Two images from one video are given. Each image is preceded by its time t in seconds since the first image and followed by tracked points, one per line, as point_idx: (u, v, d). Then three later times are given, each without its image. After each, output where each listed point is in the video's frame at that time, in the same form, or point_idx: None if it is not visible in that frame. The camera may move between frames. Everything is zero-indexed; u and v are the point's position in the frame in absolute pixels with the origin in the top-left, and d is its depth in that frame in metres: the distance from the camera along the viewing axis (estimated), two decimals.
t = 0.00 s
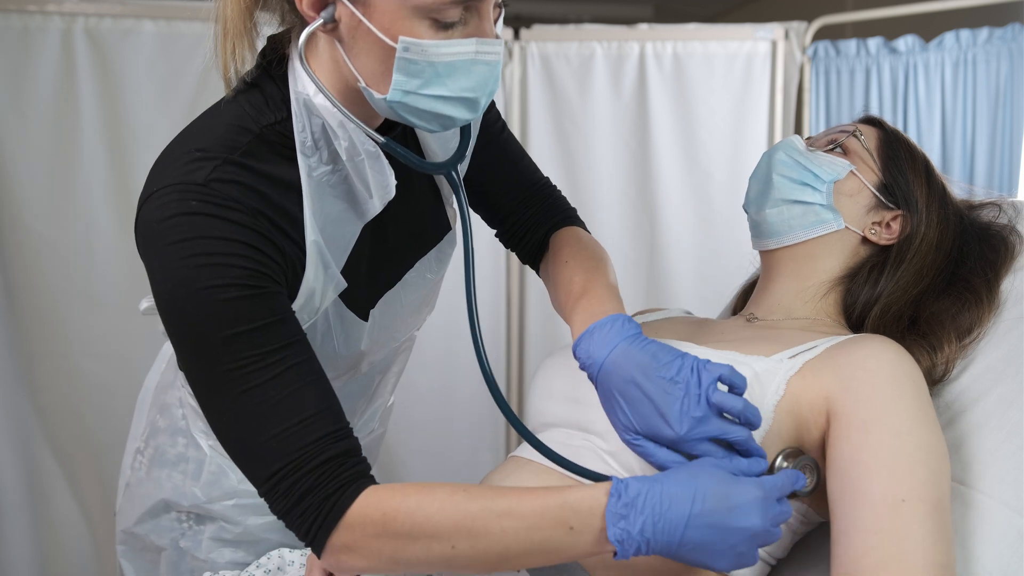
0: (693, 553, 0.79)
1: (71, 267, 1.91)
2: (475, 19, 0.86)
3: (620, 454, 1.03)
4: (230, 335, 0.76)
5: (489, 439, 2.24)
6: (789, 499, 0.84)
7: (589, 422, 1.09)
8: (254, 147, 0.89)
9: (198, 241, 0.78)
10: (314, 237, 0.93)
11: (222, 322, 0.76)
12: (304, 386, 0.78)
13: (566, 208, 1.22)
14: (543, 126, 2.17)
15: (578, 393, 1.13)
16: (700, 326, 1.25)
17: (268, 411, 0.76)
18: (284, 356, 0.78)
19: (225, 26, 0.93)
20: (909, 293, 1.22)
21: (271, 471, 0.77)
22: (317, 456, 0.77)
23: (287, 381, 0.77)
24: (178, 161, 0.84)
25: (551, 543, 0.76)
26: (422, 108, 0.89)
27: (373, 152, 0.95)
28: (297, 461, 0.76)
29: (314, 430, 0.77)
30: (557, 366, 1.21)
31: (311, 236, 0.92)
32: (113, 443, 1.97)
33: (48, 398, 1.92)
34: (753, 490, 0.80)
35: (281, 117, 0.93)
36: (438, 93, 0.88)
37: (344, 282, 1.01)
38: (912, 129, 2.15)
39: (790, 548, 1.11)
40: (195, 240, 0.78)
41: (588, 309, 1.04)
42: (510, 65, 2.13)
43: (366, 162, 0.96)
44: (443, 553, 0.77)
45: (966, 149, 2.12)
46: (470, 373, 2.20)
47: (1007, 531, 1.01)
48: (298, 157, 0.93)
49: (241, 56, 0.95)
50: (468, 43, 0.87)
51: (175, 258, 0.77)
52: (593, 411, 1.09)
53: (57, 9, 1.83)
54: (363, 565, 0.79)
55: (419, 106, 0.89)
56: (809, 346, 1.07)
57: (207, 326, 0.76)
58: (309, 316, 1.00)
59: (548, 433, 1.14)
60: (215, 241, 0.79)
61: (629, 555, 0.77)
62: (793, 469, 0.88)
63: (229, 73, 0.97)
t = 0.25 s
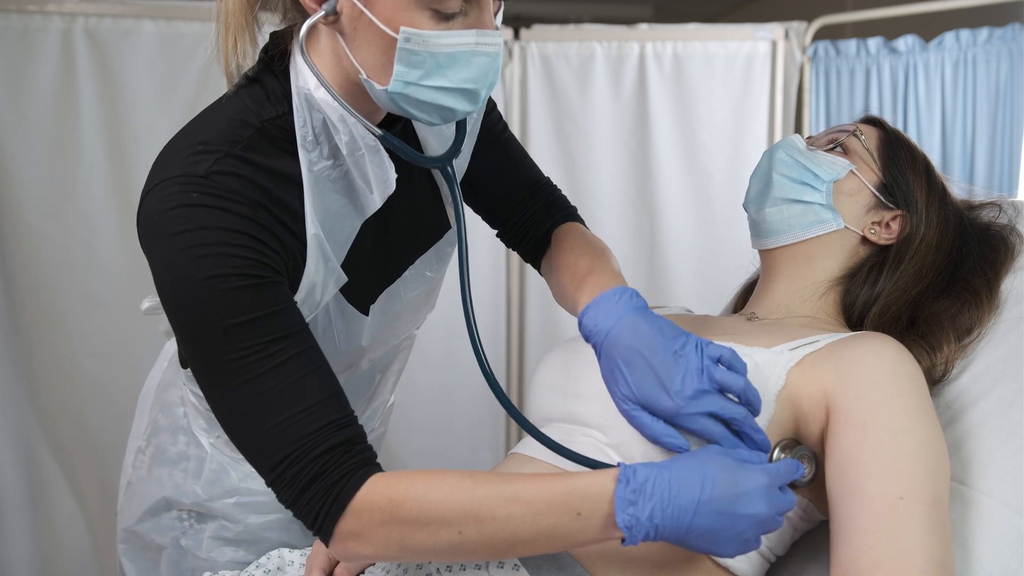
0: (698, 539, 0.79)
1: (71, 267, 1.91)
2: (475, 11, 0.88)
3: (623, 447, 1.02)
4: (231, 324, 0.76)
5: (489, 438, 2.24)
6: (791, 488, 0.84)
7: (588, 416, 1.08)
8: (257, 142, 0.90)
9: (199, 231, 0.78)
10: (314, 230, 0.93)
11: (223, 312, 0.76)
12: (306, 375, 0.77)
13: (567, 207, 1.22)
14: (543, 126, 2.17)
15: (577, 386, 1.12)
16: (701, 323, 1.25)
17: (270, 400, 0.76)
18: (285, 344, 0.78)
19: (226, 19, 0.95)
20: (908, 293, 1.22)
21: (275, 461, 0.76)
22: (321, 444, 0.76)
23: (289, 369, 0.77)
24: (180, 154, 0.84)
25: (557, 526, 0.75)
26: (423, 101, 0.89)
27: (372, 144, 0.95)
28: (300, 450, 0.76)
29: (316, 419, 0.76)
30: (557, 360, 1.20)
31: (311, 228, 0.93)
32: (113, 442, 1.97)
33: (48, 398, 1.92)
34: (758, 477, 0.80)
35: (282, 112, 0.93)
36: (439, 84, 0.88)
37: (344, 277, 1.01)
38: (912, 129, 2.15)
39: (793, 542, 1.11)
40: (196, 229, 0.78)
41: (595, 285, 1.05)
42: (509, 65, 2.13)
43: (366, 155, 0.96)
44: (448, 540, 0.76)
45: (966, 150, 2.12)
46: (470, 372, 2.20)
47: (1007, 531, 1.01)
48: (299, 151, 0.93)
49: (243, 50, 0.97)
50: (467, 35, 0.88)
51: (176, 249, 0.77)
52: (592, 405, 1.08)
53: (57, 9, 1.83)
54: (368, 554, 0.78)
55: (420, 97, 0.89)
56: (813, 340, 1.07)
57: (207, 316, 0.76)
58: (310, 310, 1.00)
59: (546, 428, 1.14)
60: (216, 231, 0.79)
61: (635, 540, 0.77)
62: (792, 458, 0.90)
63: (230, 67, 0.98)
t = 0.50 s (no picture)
0: (704, 535, 0.79)
1: (70, 267, 1.91)
2: (480, 8, 0.89)
3: (627, 441, 1.02)
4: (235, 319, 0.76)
5: (489, 438, 2.24)
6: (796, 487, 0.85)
7: (591, 410, 1.07)
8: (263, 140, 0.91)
9: (204, 227, 0.78)
10: (319, 226, 0.94)
11: (227, 307, 0.76)
12: (310, 369, 0.77)
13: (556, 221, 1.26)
14: (544, 125, 2.17)
15: (578, 381, 1.12)
16: (702, 321, 1.25)
17: (275, 395, 0.76)
18: (290, 338, 0.78)
19: (234, 15, 0.95)
20: (908, 293, 1.22)
21: (280, 455, 0.76)
22: (327, 437, 0.76)
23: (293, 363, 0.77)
24: (184, 151, 0.85)
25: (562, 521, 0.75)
26: (428, 97, 0.90)
27: (375, 139, 0.96)
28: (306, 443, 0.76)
29: (322, 412, 0.76)
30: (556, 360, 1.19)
31: (316, 224, 0.93)
32: (113, 442, 1.97)
33: (48, 398, 1.92)
34: (765, 474, 0.81)
35: (286, 108, 0.94)
36: (443, 80, 0.88)
37: (346, 275, 1.00)
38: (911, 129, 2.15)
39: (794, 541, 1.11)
40: (200, 224, 0.78)
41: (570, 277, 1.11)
42: (510, 65, 2.13)
43: (371, 151, 0.97)
44: (454, 533, 0.76)
45: (966, 150, 2.12)
46: (470, 372, 2.20)
47: (1008, 531, 1.01)
48: (303, 147, 0.94)
49: (250, 47, 0.96)
50: (472, 32, 0.88)
51: (180, 244, 0.77)
52: (595, 400, 1.08)
53: (57, 9, 1.83)
54: (374, 546, 0.78)
55: (424, 94, 0.89)
56: (816, 338, 1.08)
57: (211, 311, 0.76)
58: (313, 307, 0.99)
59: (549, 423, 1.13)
60: (219, 226, 0.79)
61: (641, 536, 0.76)
62: (799, 458, 0.91)
63: (237, 65, 0.97)
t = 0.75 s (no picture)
0: (708, 526, 0.79)
1: (71, 266, 1.91)
2: (482, 9, 0.89)
3: (627, 436, 1.03)
4: (235, 316, 0.76)
5: (489, 438, 2.24)
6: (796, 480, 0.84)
7: (591, 405, 1.08)
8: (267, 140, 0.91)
9: (204, 224, 0.78)
10: (319, 225, 0.94)
11: (227, 304, 0.76)
12: (311, 365, 0.77)
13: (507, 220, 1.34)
14: (543, 125, 2.17)
15: (579, 376, 1.12)
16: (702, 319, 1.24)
17: (276, 392, 0.76)
18: (290, 335, 0.78)
19: (235, 13, 0.94)
20: (908, 294, 1.22)
21: (282, 452, 0.76)
22: (328, 434, 0.76)
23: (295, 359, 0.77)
24: (184, 149, 0.85)
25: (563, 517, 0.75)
26: (429, 98, 0.90)
27: (375, 138, 0.96)
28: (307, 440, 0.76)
29: (323, 408, 0.76)
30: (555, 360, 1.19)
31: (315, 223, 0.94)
32: (113, 442, 1.97)
33: (48, 398, 1.92)
34: (767, 467, 0.81)
35: (286, 108, 0.94)
36: (444, 81, 0.89)
37: (346, 271, 1.00)
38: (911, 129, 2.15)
39: (794, 540, 1.10)
40: (201, 222, 0.78)
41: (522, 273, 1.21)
42: (509, 65, 2.13)
43: (370, 151, 0.97)
44: (455, 529, 0.76)
45: (966, 150, 2.12)
46: (470, 372, 2.20)
47: (1007, 532, 1.01)
48: (304, 147, 0.94)
49: (251, 44, 0.95)
50: (474, 33, 0.88)
51: (181, 242, 0.77)
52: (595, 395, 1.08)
53: (57, 9, 1.83)
54: (376, 543, 0.77)
55: (425, 93, 0.89)
56: (816, 334, 1.07)
57: (212, 308, 0.76)
58: (313, 306, 0.99)
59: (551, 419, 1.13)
60: (220, 223, 0.79)
61: (642, 529, 0.76)
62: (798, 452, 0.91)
63: (238, 62, 0.96)
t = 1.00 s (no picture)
0: (707, 525, 0.79)
1: (71, 266, 1.91)
2: (483, 10, 0.89)
3: (627, 434, 1.02)
4: (235, 315, 0.76)
5: (489, 437, 2.24)
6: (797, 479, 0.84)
7: (590, 403, 1.08)
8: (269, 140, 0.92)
9: (203, 223, 0.78)
10: (319, 225, 0.93)
11: (227, 303, 0.76)
12: (311, 364, 0.77)
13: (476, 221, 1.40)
14: (543, 125, 2.17)
15: (579, 375, 1.12)
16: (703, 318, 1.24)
17: (275, 391, 0.76)
18: (290, 333, 0.78)
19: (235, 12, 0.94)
20: (908, 294, 1.22)
21: (282, 450, 0.76)
22: (328, 433, 0.76)
23: (294, 358, 0.77)
24: (183, 148, 0.85)
25: (563, 514, 0.75)
26: (429, 99, 0.90)
27: (375, 139, 0.95)
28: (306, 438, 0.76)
29: (322, 407, 0.76)
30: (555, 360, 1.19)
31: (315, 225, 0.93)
32: (112, 442, 1.97)
33: (48, 398, 1.92)
34: (768, 467, 0.80)
35: (284, 108, 0.94)
36: (444, 82, 0.89)
37: (346, 271, 1.00)
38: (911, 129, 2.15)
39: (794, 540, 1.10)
40: (201, 220, 0.78)
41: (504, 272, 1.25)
42: (509, 65, 2.14)
43: (369, 151, 0.96)
44: (455, 528, 0.76)
45: (966, 150, 2.12)
46: (470, 371, 2.20)
47: (1007, 532, 1.01)
48: (303, 146, 0.94)
49: (252, 42, 0.95)
50: (474, 34, 0.89)
51: (180, 241, 0.77)
52: (594, 393, 1.08)
53: (57, 9, 1.83)
54: (375, 540, 0.78)
55: (426, 93, 0.89)
56: (816, 334, 1.07)
57: (211, 307, 0.76)
58: (313, 305, 0.99)
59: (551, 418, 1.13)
60: (219, 222, 0.79)
61: (642, 527, 0.76)
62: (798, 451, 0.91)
63: (239, 61, 0.96)
